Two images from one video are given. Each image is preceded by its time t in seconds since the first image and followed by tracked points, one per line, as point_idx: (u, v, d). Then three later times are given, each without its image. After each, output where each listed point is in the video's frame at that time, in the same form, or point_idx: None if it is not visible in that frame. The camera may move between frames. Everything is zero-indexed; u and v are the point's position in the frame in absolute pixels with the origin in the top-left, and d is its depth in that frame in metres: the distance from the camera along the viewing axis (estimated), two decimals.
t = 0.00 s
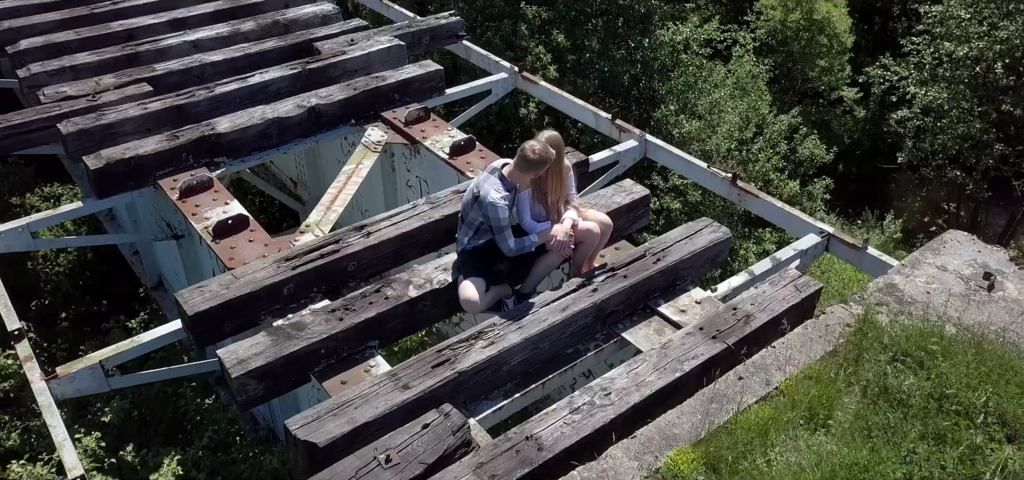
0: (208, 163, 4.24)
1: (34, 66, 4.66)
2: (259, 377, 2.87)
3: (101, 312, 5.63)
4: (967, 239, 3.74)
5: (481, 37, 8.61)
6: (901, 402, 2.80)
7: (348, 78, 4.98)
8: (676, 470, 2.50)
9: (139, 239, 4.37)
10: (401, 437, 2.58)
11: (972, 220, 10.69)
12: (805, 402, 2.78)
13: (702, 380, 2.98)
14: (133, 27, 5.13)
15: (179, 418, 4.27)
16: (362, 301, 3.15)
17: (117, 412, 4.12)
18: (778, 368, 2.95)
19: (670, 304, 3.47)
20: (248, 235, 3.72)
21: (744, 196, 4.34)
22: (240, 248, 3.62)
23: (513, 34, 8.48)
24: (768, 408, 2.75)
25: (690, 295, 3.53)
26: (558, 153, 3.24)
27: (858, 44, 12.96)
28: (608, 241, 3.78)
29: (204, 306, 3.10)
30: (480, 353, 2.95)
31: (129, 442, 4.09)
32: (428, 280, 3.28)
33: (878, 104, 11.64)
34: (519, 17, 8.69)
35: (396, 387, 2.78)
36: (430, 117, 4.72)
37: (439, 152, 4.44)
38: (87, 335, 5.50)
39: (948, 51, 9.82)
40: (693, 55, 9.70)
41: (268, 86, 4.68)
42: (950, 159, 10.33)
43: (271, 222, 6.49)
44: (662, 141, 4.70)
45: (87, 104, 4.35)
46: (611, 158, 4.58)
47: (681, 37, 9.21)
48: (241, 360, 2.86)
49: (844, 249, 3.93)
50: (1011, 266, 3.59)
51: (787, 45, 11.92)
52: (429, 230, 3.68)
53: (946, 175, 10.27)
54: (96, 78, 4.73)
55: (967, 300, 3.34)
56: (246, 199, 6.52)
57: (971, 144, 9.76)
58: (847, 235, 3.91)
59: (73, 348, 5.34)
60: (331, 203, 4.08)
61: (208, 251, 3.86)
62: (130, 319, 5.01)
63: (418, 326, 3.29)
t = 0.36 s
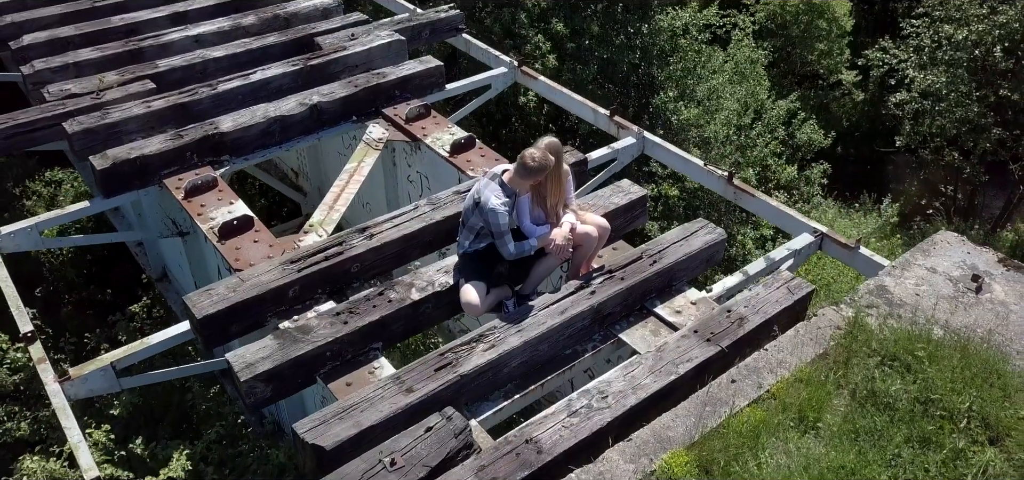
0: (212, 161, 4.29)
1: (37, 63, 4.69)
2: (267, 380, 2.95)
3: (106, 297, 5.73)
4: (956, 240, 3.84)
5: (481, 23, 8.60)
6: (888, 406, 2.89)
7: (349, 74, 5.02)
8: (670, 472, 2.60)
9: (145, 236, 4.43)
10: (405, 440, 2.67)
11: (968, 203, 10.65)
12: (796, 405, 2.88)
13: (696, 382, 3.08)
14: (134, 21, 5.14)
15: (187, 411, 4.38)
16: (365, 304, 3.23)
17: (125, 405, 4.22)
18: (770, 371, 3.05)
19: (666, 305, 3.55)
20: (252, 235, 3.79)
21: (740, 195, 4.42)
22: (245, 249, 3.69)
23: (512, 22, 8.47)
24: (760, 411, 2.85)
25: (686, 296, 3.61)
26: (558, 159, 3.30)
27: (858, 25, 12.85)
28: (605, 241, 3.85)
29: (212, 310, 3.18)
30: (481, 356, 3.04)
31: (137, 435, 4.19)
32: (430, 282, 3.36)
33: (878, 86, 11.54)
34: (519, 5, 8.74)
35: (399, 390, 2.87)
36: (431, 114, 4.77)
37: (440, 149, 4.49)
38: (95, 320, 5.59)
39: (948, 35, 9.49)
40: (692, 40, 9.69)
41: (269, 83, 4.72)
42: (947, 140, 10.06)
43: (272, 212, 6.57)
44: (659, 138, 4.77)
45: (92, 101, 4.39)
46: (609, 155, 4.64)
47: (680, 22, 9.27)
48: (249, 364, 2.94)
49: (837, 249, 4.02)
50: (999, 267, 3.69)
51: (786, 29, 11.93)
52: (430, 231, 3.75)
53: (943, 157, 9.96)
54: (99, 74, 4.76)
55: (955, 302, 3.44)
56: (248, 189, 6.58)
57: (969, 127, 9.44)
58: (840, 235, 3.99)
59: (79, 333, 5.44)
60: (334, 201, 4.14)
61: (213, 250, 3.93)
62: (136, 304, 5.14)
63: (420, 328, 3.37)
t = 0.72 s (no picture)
0: (217, 161, 4.36)
1: (42, 61, 4.73)
2: (276, 384, 3.06)
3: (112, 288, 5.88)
4: (945, 243, 3.93)
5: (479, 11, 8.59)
6: (874, 410, 3.00)
7: (351, 71, 5.07)
8: (664, 475, 2.72)
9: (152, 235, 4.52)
10: (410, 444, 2.77)
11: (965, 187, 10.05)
12: (786, 408, 3.00)
13: (690, 384, 3.19)
14: (137, 17, 5.17)
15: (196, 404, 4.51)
16: (370, 308, 3.33)
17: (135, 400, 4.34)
18: (761, 375, 3.16)
19: (662, 307, 3.65)
20: (258, 237, 3.87)
21: (735, 194, 4.50)
22: (251, 251, 3.78)
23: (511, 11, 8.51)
24: (751, 414, 2.96)
25: (681, 298, 3.71)
26: (557, 167, 3.38)
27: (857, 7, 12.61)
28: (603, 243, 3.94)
29: (221, 314, 3.28)
30: (483, 360, 3.15)
31: (148, 428, 4.32)
32: (432, 286, 3.46)
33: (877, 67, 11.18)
34: None
35: (404, 394, 2.98)
36: (432, 112, 4.83)
37: (441, 149, 4.56)
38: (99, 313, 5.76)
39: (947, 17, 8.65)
40: (691, 26, 9.67)
41: (272, 81, 4.78)
42: (947, 122, 9.26)
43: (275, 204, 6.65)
44: (656, 137, 4.84)
45: (97, 101, 4.45)
46: (608, 154, 4.72)
47: (679, 8, 9.25)
48: (258, 368, 3.05)
49: (829, 250, 4.11)
50: (986, 270, 3.78)
51: (785, 14, 11.83)
52: (432, 233, 3.84)
53: (941, 141, 9.32)
54: (104, 72, 4.81)
55: (941, 306, 3.55)
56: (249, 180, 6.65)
57: (966, 113, 8.69)
58: (833, 236, 4.08)
59: (85, 324, 5.62)
60: (337, 202, 4.22)
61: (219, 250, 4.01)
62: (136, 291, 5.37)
63: (423, 330, 3.48)
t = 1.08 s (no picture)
0: (222, 161, 4.43)
1: (48, 60, 4.78)
2: (284, 387, 3.17)
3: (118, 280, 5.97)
4: (934, 245, 4.04)
5: None
6: (861, 413, 3.12)
7: (353, 68, 5.12)
8: (658, 476, 2.85)
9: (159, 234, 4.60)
10: (414, 447, 2.89)
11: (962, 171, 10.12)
12: (776, 411, 3.12)
13: (684, 386, 3.31)
14: (140, 13, 5.20)
15: (205, 397, 4.64)
16: (374, 312, 3.43)
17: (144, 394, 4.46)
18: (753, 377, 3.28)
19: (658, 309, 3.76)
20: (265, 238, 3.96)
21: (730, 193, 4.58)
22: (258, 253, 3.87)
23: None
24: (742, 417, 3.08)
25: (676, 299, 3.82)
26: (555, 174, 3.46)
27: None
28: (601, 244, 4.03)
29: (230, 318, 3.38)
30: (484, 363, 3.25)
31: (158, 421, 4.44)
32: (435, 289, 3.55)
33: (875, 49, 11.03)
34: None
35: (408, 397, 3.09)
36: (433, 110, 4.90)
37: (442, 148, 4.63)
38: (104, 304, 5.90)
39: None
40: (690, 13, 9.64)
41: (275, 80, 4.83)
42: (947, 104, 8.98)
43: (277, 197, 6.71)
44: (653, 135, 4.91)
45: (103, 101, 4.52)
46: (606, 153, 4.80)
47: None
48: (268, 372, 3.16)
49: (822, 250, 4.22)
50: (973, 272, 3.90)
51: None
52: (434, 235, 3.93)
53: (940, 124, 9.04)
54: (109, 70, 4.86)
55: (929, 308, 3.66)
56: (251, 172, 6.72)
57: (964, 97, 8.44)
58: (825, 237, 4.18)
59: (91, 315, 5.76)
60: (341, 202, 4.30)
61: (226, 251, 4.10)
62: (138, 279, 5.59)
63: (427, 332, 3.58)
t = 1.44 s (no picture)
0: (227, 160, 4.51)
1: (53, 57, 4.82)
2: (292, 387, 3.29)
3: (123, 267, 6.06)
4: (923, 245, 4.15)
5: None
6: (848, 413, 3.25)
7: (354, 65, 5.18)
8: (652, 475, 2.97)
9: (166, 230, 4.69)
10: (419, 446, 3.01)
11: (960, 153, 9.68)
12: (767, 410, 3.24)
13: (679, 385, 3.42)
14: (143, 9, 5.24)
15: (213, 389, 4.75)
16: (379, 313, 3.54)
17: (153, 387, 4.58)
18: (745, 378, 3.40)
19: (654, 308, 3.86)
20: (271, 238, 4.05)
21: (726, 192, 4.67)
22: (265, 253, 3.96)
23: None
24: (733, 417, 3.21)
25: (672, 299, 3.92)
26: (556, 179, 3.55)
27: None
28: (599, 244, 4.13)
29: (239, 319, 3.48)
30: (486, 364, 3.37)
31: (167, 414, 4.56)
32: (437, 291, 3.66)
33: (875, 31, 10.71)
34: None
35: (413, 398, 3.21)
36: (434, 108, 4.97)
37: (443, 147, 4.71)
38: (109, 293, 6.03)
39: None
40: None
41: (278, 77, 4.89)
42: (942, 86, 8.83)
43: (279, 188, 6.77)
44: (651, 133, 4.99)
45: (109, 99, 4.58)
46: (604, 151, 4.88)
47: None
48: (277, 373, 3.27)
49: (815, 248, 4.32)
50: (960, 272, 4.01)
51: None
52: (436, 236, 4.02)
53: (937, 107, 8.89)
54: (114, 67, 4.91)
55: (916, 309, 3.78)
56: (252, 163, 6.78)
57: (961, 81, 8.29)
58: (818, 236, 4.28)
59: (97, 304, 5.89)
60: (344, 202, 4.39)
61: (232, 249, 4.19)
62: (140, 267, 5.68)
63: (430, 331, 3.69)
